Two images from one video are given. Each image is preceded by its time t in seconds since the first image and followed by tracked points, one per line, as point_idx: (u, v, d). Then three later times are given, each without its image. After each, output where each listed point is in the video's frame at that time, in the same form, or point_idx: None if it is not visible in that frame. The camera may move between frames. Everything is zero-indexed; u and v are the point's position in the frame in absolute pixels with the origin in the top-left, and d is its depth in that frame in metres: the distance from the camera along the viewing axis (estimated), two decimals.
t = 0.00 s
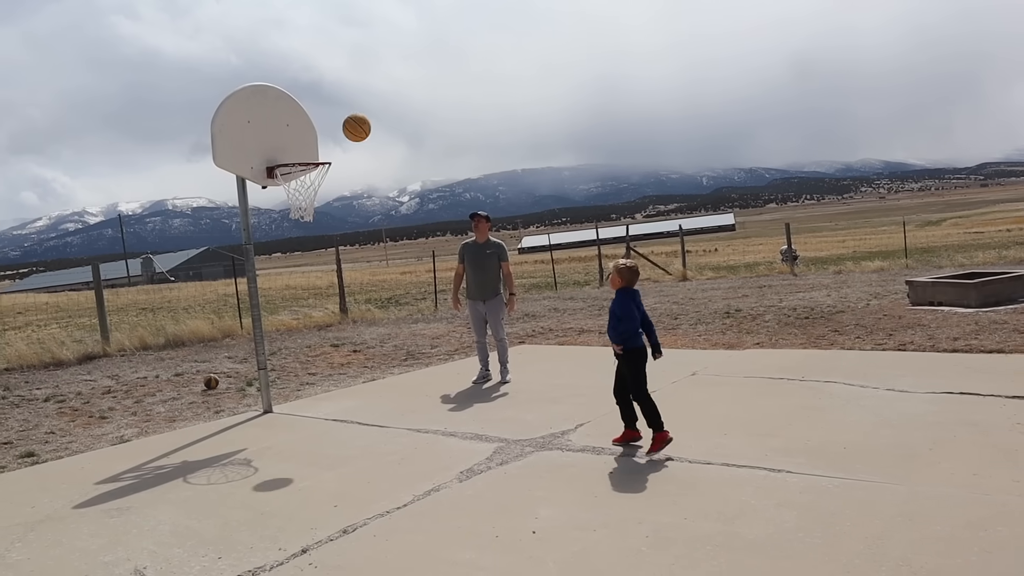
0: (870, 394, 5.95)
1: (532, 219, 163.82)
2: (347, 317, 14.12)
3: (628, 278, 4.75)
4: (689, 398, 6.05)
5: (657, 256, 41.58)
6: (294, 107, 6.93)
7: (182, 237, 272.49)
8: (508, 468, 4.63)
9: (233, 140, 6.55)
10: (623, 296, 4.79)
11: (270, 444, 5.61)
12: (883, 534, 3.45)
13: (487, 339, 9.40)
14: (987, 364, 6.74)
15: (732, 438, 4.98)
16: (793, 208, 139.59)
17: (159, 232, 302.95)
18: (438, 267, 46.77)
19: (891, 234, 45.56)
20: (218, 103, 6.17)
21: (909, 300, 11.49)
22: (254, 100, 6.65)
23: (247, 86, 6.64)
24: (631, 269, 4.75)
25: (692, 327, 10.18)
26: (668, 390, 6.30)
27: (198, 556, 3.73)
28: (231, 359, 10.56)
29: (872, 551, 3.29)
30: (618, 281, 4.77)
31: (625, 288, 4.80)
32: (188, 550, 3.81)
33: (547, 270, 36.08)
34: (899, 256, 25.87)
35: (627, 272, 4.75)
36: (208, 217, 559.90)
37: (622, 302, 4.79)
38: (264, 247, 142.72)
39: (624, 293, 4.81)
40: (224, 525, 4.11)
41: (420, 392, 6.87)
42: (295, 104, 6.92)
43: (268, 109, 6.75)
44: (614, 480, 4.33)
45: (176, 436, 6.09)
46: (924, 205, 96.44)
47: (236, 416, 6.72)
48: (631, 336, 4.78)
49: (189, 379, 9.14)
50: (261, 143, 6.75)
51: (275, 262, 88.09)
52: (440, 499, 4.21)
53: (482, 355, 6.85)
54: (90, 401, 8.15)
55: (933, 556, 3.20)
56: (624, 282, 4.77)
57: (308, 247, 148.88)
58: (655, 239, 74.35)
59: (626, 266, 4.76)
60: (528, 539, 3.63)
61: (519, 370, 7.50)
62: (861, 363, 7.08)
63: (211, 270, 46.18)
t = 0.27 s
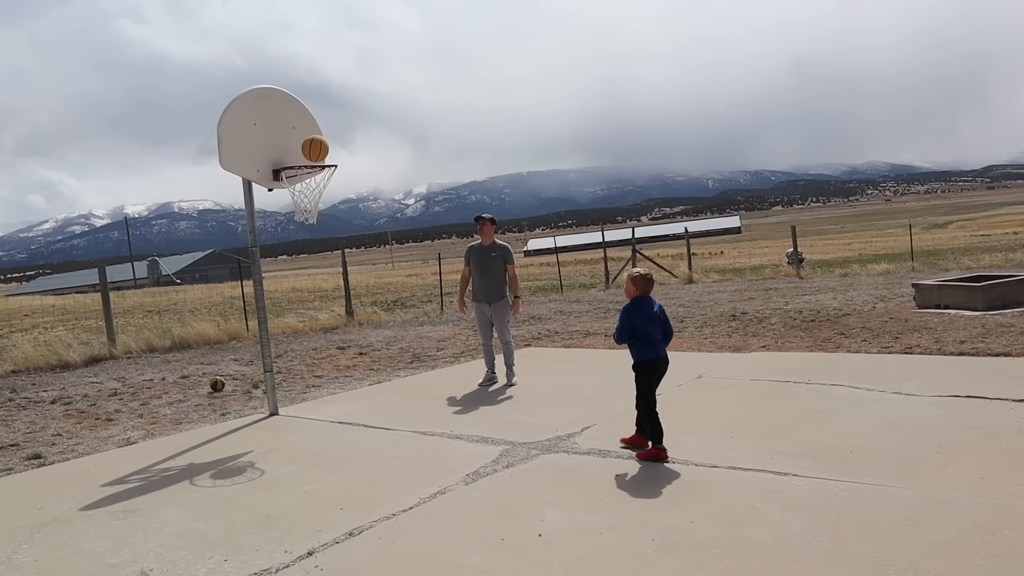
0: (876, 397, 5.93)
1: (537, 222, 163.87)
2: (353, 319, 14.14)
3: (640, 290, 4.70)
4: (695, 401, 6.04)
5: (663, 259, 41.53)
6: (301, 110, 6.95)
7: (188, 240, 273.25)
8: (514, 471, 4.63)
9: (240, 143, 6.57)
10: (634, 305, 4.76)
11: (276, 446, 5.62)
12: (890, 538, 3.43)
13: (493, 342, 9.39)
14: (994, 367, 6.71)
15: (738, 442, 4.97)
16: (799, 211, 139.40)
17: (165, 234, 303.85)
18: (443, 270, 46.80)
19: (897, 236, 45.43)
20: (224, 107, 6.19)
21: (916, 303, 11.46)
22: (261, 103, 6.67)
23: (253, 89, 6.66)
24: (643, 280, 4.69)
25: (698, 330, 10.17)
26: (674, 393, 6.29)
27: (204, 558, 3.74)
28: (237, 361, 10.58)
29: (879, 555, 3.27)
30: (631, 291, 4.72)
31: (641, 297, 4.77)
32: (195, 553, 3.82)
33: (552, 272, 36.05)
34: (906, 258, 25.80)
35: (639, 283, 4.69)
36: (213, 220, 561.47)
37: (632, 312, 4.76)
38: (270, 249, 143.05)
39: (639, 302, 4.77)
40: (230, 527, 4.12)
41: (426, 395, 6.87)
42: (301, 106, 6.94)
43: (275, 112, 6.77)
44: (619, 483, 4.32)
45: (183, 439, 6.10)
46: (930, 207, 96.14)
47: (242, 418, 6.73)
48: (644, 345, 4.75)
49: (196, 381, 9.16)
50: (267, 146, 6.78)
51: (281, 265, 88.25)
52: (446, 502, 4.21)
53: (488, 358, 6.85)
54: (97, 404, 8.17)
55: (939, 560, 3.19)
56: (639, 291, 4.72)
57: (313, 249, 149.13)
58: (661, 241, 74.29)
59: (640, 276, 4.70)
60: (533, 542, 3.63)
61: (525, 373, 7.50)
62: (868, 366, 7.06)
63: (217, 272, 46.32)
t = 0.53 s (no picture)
0: (882, 399, 5.91)
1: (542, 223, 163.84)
2: (358, 319, 14.16)
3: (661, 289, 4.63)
4: (700, 403, 6.03)
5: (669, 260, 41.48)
6: (307, 111, 6.97)
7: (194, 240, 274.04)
8: (519, 471, 4.63)
9: (246, 143, 6.59)
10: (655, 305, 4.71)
11: (281, 446, 5.63)
12: (895, 541, 3.42)
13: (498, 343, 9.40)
14: (1001, 371, 6.68)
15: (743, 443, 4.96)
16: (805, 213, 139.05)
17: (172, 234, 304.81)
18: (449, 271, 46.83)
19: (904, 239, 45.27)
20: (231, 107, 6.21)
21: (923, 306, 11.41)
22: (267, 104, 6.69)
23: (260, 89, 6.68)
24: (664, 277, 4.62)
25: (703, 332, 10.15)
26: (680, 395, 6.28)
27: (209, 557, 3.74)
28: (243, 360, 10.61)
29: (884, 558, 3.26)
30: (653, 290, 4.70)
31: (664, 297, 4.73)
32: (200, 552, 3.82)
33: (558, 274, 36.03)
34: (912, 261, 25.71)
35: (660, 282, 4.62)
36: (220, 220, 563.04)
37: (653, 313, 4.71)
38: (276, 250, 143.43)
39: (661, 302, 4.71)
40: (235, 527, 4.12)
41: (431, 395, 6.87)
42: (307, 107, 6.95)
43: (281, 113, 6.79)
44: (624, 484, 4.32)
45: (188, 438, 6.12)
46: (938, 210, 95.76)
47: (247, 417, 6.75)
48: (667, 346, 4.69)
49: (201, 381, 9.19)
50: (274, 146, 6.80)
51: (286, 265, 88.44)
52: (451, 502, 4.21)
53: (493, 359, 6.85)
54: (103, 402, 8.20)
55: (945, 564, 3.18)
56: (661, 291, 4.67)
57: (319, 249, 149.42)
58: (666, 243, 74.20)
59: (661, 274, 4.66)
60: (538, 543, 3.62)
61: (530, 374, 7.49)
62: (874, 368, 7.03)
63: (224, 272, 46.47)
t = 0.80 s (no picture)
0: (886, 400, 5.89)
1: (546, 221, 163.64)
2: (362, 317, 14.18)
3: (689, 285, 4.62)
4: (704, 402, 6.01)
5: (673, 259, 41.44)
6: (312, 108, 6.97)
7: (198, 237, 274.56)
8: (522, 470, 4.63)
9: (251, 140, 6.58)
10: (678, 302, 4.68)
11: (285, 443, 5.64)
12: (899, 542, 3.41)
13: (502, 341, 9.40)
14: (1006, 372, 6.66)
15: (747, 443, 4.95)
16: (810, 213, 138.69)
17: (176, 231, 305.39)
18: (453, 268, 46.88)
19: (909, 239, 45.16)
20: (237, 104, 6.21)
21: (927, 307, 11.38)
22: (273, 101, 6.69)
23: (266, 86, 6.68)
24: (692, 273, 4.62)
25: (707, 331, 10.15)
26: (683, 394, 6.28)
27: (212, 554, 3.75)
28: (247, 357, 10.63)
29: (888, 559, 3.26)
30: (676, 288, 4.66)
31: (686, 293, 4.72)
32: (203, 548, 3.83)
33: (561, 272, 36.06)
34: (917, 261, 25.65)
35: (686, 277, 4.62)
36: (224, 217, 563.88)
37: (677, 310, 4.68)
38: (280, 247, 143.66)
39: (686, 298, 4.69)
40: (238, 523, 4.13)
41: (434, 393, 6.88)
42: (312, 104, 6.95)
43: (286, 110, 6.79)
44: (627, 483, 4.31)
45: (192, 434, 6.13)
46: (942, 211, 95.56)
47: (251, 414, 6.76)
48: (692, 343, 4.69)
49: (205, 377, 9.21)
50: (279, 143, 6.80)
51: (290, 262, 88.61)
52: (454, 500, 4.21)
53: (497, 357, 6.85)
54: (107, 399, 8.23)
55: (949, 565, 3.17)
56: (683, 287, 4.68)
57: (323, 247, 149.65)
58: (671, 242, 74.19)
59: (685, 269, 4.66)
60: (541, 541, 3.62)
61: (533, 372, 7.49)
62: (878, 369, 7.02)
63: (228, 269, 46.55)
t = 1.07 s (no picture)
0: (892, 398, 5.87)
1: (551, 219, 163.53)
2: (367, 314, 14.19)
3: (704, 280, 4.65)
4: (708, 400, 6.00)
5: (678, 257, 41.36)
6: (316, 105, 6.97)
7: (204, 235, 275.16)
8: (527, 467, 4.63)
9: (256, 138, 6.58)
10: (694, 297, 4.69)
11: (290, 439, 5.64)
12: (905, 540, 3.40)
13: (506, 338, 9.41)
14: (1013, 370, 6.63)
15: (752, 441, 4.93)
16: (815, 210, 138.31)
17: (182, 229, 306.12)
18: (457, 266, 46.90)
19: (915, 237, 45.01)
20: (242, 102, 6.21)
21: (934, 304, 11.34)
22: (277, 98, 6.69)
23: (270, 83, 6.68)
24: (706, 268, 4.66)
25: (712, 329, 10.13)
26: (688, 391, 6.27)
27: (218, 551, 3.76)
28: (252, 355, 10.64)
29: (894, 557, 3.24)
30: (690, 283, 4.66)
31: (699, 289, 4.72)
32: (208, 544, 3.84)
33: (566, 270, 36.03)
34: (923, 258, 25.55)
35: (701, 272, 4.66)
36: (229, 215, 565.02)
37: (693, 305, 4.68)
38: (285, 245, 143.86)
39: (702, 294, 4.69)
40: (243, 520, 4.14)
41: (438, 390, 6.88)
42: (316, 101, 6.96)
43: (291, 107, 6.80)
44: (632, 481, 4.31)
45: (197, 431, 6.15)
46: (949, 208, 95.15)
47: (256, 412, 6.77)
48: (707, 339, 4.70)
49: (211, 375, 9.23)
50: (284, 141, 6.79)
51: (295, 260, 88.72)
52: (458, 497, 4.21)
53: (502, 355, 6.85)
54: (113, 396, 8.25)
55: (955, 563, 3.15)
56: (697, 282, 4.71)
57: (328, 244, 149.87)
58: (676, 239, 74.07)
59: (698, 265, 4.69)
60: (546, 539, 3.62)
61: (538, 370, 7.48)
62: (884, 366, 7.00)
63: (233, 267, 46.65)
